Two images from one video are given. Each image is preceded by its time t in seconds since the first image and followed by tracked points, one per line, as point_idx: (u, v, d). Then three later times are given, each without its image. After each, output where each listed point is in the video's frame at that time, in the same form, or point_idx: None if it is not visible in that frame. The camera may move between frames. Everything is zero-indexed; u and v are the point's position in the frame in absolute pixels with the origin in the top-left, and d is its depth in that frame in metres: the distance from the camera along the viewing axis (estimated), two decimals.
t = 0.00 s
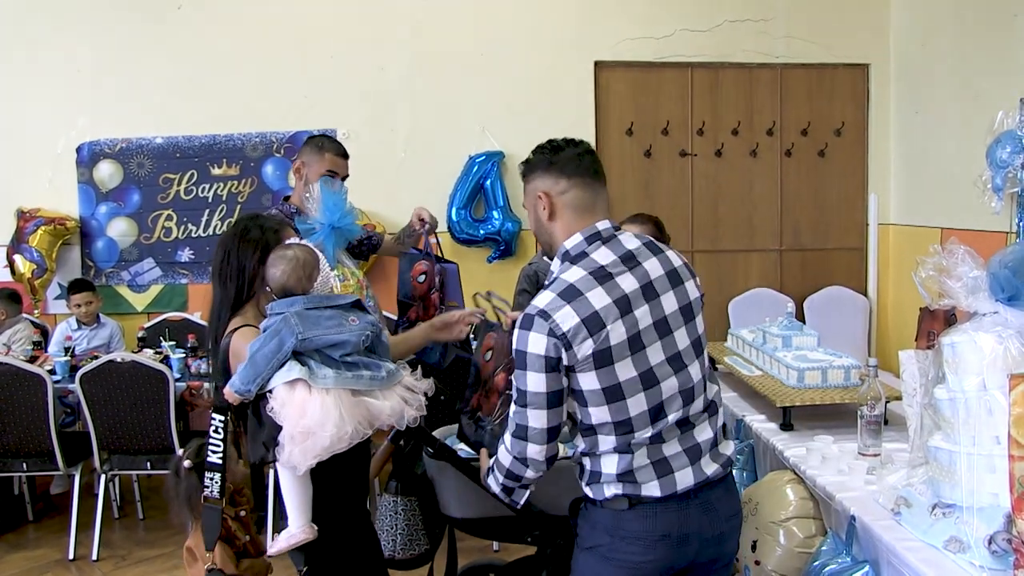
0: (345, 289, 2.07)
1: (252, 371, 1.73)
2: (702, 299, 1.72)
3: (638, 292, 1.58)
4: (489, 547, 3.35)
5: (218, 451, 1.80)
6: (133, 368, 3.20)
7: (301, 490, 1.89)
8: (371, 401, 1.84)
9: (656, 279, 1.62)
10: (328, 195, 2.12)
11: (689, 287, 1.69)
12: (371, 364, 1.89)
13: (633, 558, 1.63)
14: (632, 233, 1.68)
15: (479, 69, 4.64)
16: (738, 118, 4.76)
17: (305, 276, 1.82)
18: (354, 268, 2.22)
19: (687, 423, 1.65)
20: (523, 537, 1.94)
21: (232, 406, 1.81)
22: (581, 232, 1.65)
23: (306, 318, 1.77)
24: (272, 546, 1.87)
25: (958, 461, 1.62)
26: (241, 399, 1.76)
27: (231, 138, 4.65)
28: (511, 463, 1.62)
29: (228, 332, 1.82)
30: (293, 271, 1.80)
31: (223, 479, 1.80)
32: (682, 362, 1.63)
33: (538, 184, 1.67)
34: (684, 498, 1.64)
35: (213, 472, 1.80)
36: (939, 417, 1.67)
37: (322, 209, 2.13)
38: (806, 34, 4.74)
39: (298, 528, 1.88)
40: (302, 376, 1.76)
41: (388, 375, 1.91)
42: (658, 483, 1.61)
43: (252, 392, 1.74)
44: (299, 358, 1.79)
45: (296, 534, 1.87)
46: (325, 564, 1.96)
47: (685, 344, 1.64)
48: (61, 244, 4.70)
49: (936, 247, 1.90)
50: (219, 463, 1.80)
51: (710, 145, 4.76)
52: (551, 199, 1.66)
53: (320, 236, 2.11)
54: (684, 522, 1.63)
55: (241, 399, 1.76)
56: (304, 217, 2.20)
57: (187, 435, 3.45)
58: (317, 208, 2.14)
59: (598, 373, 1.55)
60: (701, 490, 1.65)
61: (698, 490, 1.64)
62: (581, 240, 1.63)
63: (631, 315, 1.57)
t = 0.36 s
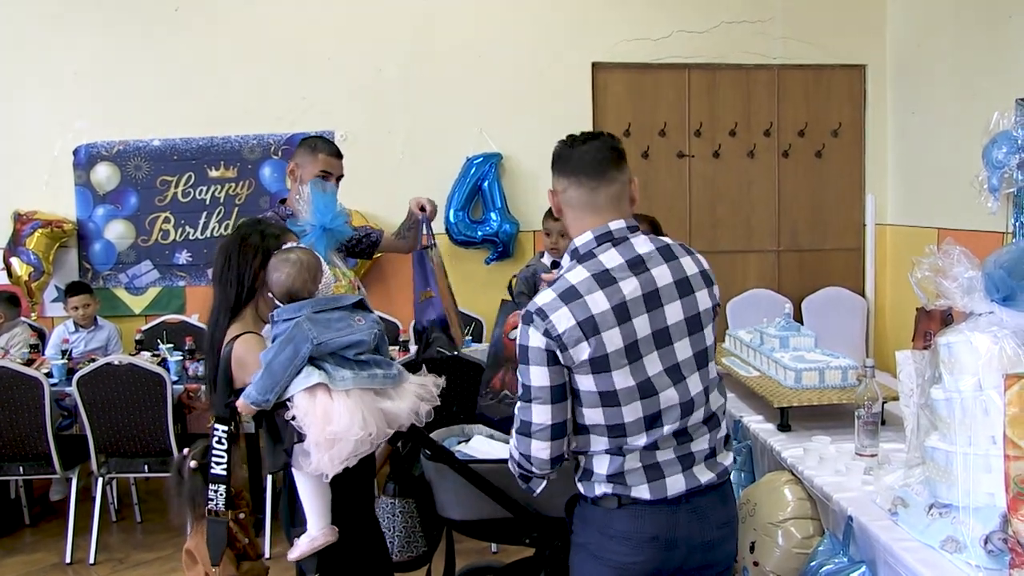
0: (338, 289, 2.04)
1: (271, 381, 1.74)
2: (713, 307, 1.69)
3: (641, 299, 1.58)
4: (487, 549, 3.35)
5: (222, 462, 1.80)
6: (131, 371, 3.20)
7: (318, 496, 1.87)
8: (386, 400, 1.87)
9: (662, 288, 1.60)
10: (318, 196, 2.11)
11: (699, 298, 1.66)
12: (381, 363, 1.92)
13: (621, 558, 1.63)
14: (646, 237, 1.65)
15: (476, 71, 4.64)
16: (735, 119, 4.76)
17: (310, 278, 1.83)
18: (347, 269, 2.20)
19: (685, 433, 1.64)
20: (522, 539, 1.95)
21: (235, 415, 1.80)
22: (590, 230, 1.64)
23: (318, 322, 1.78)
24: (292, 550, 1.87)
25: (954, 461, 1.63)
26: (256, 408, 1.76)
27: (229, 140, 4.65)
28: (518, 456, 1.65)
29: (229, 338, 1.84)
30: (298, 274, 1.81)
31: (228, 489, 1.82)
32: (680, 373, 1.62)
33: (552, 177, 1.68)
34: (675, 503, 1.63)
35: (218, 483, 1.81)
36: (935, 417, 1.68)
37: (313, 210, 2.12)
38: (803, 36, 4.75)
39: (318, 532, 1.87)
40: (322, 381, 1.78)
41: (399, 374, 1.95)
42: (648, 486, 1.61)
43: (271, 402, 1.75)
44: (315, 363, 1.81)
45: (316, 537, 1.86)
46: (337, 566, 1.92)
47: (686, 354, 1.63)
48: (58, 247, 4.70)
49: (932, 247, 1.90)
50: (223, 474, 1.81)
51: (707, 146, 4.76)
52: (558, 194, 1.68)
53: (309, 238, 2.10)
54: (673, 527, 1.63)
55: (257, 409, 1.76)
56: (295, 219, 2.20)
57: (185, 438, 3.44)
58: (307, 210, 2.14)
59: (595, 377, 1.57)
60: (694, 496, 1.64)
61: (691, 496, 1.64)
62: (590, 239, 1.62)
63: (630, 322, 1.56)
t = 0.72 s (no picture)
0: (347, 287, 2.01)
1: (279, 373, 1.75)
2: (714, 317, 1.64)
3: (625, 303, 1.58)
4: (485, 551, 3.35)
5: (231, 459, 1.83)
6: (129, 372, 3.20)
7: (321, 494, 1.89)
8: (394, 400, 1.88)
9: (651, 295, 1.59)
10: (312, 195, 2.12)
11: (692, 308, 1.61)
12: (391, 364, 1.93)
13: (609, 557, 1.65)
14: (649, 241, 1.63)
15: (473, 72, 4.65)
16: (733, 120, 4.77)
17: (323, 275, 1.86)
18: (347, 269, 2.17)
19: (677, 444, 1.62)
20: (518, 540, 1.95)
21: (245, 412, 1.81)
22: (594, 231, 1.65)
23: (330, 318, 1.81)
24: (297, 553, 1.90)
25: (949, 463, 1.63)
26: (264, 402, 1.76)
27: (226, 141, 4.65)
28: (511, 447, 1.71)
29: (236, 336, 1.85)
30: (311, 270, 1.84)
31: (239, 486, 1.83)
32: (667, 381, 1.60)
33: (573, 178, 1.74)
34: (663, 507, 1.63)
35: (228, 480, 1.83)
36: (931, 418, 1.68)
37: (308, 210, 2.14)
38: (800, 37, 4.76)
39: (322, 535, 1.90)
40: (332, 376, 1.79)
41: (408, 376, 1.95)
42: (634, 489, 1.62)
43: (278, 395, 1.75)
44: (326, 358, 1.82)
45: (321, 541, 1.89)
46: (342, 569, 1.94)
47: (675, 363, 1.60)
48: (56, 248, 4.70)
49: (929, 248, 1.90)
50: (233, 471, 1.83)
51: (705, 147, 4.76)
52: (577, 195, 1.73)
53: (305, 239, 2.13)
54: (660, 530, 1.62)
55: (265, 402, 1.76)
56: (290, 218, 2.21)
57: (183, 439, 3.44)
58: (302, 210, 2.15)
59: (574, 375, 1.60)
60: (684, 502, 1.63)
61: (680, 502, 1.62)
62: (591, 241, 1.64)
63: (611, 325, 1.58)
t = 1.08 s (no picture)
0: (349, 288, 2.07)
1: (272, 373, 1.75)
2: (714, 316, 1.63)
3: (622, 305, 1.59)
4: (484, 551, 3.35)
5: (234, 452, 1.82)
6: (127, 375, 3.20)
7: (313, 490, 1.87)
8: (387, 407, 1.88)
9: (649, 297, 1.59)
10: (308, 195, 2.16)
11: (692, 309, 1.60)
12: (390, 371, 1.93)
13: (608, 556, 1.69)
14: (649, 243, 1.63)
15: (471, 72, 4.65)
16: (730, 119, 4.77)
17: (328, 278, 1.85)
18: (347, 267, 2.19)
19: (674, 445, 1.61)
20: (517, 539, 1.97)
21: (247, 407, 1.81)
22: (597, 235, 1.66)
23: (328, 322, 1.80)
24: (287, 548, 1.88)
25: (946, 461, 1.63)
26: (258, 399, 1.77)
27: (224, 144, 4.65)
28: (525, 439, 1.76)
29: (245, 331, 1.83)
30: (316, 272, 1.83)
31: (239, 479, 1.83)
32: (668, 382, 1.59)
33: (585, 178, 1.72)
34: (661, 510, 1.64)
35: (230, 472, 1.83)
36: (928, 416, 1.68)
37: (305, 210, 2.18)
38: (797, 36, 4.76)
39: (313, 532, 1.87)
40: (323, 380, 1.79)
41: (407, 383, 1.96)
42: (632, 489, 1.64)
43: (270, 394, 1.76)
44: (320, 361, 1.82)
45: (311, 537, 1.86)
46: (337, 567, 1.91)
47: (675, 364, 1.59)
48: (54, 251, 4.70)
49: (925, 246, 1.90)
50: (236, 463, 1.83)
51: (702, 147, 4.77)
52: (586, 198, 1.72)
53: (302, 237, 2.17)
54: (655, 534, 1.65)
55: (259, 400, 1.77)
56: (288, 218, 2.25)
57: (182, 441, 3.44)
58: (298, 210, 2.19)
59: (574, 375, 1.64)
60: (681, 507, 1.63)
61: (677, 506, 1.63)
62: (594, 244, 1.65)
63: (608, 327, 1.59)
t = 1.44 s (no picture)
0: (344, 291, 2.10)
1: (276, 369, 1.79)
2: (752, 302, 1.69)
3: (668, 296, 1.64)
4: (485, 553, 3.35)
5: (250, 441, 1.84)
6: (128, 379, 3.20)
7: (318, 488, 1.83)
8: (385, 414, 1.84)
9: (693, 289, 1.64)
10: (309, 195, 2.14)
11: (734, 299, 1.66)
12: (392, 381, 1.89)
13: (645, 540, 1.74)
14: (693, 239, 1.69)
15: (470, 74, 4.65)
16: (728, 119, 4.77)
17: (342, 281, 1.84)
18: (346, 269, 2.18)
19: (713, 427, 1.67)
20: (517, 542, 1.99)
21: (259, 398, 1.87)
22: (642, 234, 1.72)
23: (333, 326, 1.79)
24: (292, 541, 1.84)
25: (947, 460, 1.64)
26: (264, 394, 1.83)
27: (223, 147, 4.66)
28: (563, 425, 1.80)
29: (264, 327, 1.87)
30: (330, 276, 1.82)
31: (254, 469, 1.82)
32: (711, 367, 1.64)
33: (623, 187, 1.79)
34: (700, 494, 1.70)
35: (245, 463, 1.82)
36: (928, 415, 1.69)
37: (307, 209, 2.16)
38: (794, 35, 4.76)
39: (316, 527, 1.83)
40: (318, 382, 1.79)
41: (407, 394, 1.90)
42: (672, 470, 1.69)
43: (273, 390, 1.80)
44: (321, 364, 1.82)
45: (313, 532, 1.82)
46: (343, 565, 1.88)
47: (718, 350, 1.65)
48: (54, 256, 4.70)
49: (923, 246, 1.90)
50: (251, 454, 1.83)
51: (701, 147, 4.77)
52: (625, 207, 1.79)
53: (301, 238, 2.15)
54: (692, 518, 1.70)
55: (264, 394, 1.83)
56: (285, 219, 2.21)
57: (184, 445, 3.44)
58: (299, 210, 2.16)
59: (619, 362, 1.67)
60: (717, 490, 1.69)
61: (713, 490, 1.69)
62: (639, 244, 1.72)
63: (654, 317, 1.64)
